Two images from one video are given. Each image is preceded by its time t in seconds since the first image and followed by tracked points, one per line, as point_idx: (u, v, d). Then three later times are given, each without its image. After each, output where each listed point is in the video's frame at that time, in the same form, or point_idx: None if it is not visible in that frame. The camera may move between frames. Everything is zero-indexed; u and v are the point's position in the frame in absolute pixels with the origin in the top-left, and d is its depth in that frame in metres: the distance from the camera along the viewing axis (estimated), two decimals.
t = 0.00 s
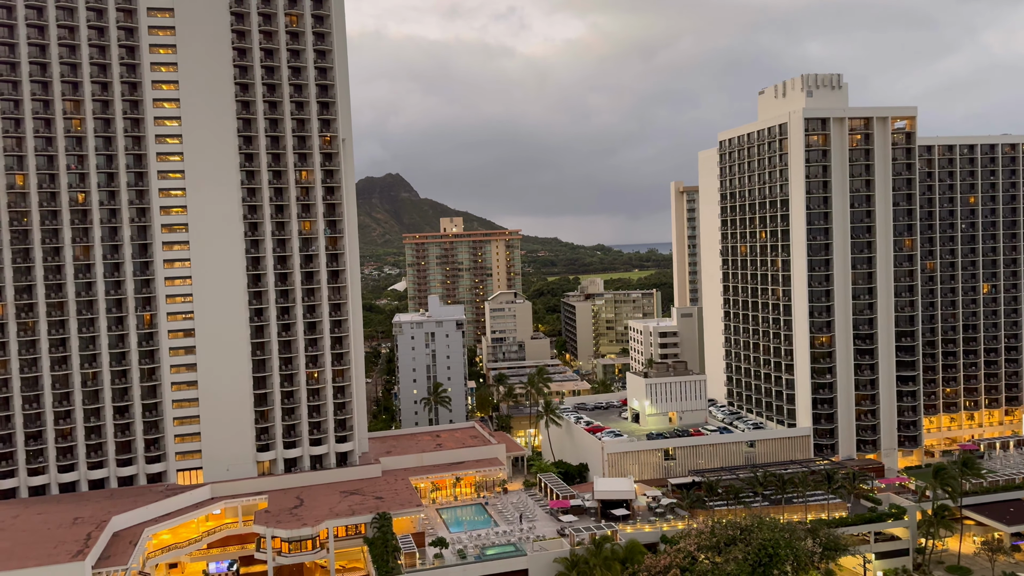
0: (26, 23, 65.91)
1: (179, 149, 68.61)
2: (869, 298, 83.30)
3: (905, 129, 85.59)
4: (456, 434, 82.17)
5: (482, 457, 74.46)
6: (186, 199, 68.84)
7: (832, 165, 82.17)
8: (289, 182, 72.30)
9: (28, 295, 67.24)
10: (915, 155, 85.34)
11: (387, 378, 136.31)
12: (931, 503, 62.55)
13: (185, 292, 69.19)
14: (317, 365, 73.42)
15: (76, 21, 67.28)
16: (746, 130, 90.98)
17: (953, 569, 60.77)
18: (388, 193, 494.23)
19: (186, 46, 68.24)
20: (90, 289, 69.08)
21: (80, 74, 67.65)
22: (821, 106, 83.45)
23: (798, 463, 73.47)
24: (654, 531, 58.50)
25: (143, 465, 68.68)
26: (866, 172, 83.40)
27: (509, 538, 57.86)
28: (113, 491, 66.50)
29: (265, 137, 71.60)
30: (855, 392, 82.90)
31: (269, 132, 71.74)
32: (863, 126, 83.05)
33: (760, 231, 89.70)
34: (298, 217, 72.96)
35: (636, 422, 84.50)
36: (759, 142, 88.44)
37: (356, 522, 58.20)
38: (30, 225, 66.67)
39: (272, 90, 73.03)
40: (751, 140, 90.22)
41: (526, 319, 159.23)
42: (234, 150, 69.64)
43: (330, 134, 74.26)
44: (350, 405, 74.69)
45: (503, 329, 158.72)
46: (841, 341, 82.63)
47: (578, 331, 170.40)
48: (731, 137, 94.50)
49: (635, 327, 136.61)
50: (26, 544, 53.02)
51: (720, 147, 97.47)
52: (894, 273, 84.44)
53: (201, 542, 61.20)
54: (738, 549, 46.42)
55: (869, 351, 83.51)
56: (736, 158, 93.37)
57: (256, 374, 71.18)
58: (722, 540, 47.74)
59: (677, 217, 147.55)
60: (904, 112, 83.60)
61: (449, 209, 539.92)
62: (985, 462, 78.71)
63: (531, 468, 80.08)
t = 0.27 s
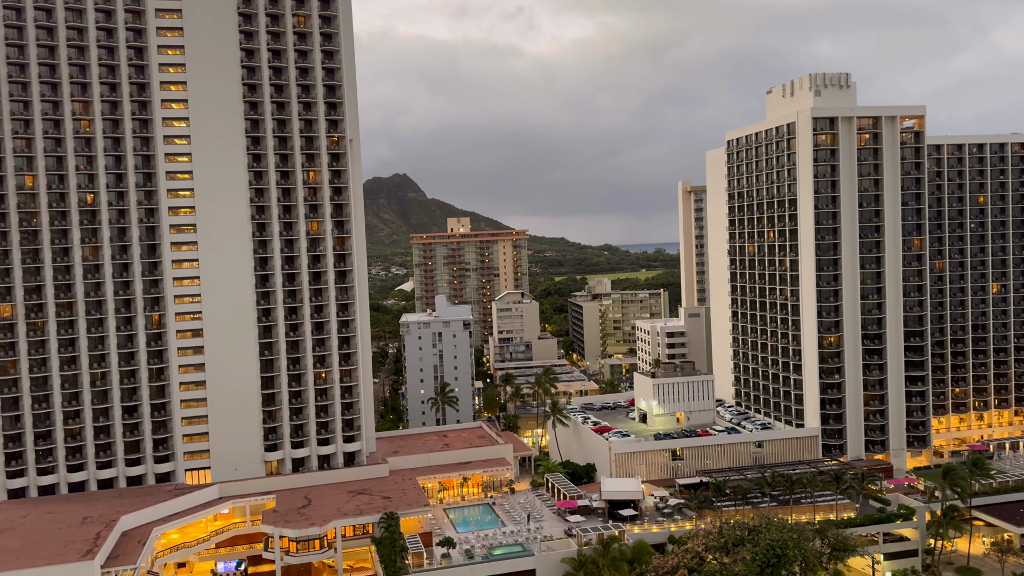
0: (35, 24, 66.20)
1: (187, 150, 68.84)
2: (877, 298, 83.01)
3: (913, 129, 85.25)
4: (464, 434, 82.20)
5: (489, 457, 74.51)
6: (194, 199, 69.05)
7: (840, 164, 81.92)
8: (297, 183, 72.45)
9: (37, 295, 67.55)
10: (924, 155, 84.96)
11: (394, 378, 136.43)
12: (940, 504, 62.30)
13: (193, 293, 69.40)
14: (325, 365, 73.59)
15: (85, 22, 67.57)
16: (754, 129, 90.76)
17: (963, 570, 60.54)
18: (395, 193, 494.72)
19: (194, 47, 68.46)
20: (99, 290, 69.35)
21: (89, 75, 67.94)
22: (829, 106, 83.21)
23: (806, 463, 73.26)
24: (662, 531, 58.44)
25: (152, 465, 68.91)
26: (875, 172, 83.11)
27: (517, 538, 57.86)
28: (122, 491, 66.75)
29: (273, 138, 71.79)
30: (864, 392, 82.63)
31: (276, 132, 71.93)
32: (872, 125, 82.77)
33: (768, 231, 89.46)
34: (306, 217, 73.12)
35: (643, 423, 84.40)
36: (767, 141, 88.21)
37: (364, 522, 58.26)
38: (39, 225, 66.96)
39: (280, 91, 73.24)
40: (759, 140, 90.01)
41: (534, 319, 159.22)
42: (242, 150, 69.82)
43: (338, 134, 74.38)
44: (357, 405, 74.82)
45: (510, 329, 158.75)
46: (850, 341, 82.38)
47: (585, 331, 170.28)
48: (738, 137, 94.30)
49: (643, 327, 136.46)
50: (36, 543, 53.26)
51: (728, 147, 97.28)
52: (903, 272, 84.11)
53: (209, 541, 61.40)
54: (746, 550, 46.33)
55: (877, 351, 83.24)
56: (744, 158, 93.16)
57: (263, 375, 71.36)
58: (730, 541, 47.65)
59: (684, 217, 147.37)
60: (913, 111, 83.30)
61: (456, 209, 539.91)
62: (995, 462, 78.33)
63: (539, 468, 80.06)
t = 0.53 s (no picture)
0: (43, 26, 66.44)
1: (194, 152, 69.03)
2: (885, 299, 82.73)
3: (921, 130, 84.96)
4: (469, 435, 82.22)
5: (495, 458, 74.51)
6: (201, 201, 69.25)
7: (847, 166, 81.71)
8: (303, 184, 72.61)
9: (45, 296, 67.81)
10: (932, 156, 84.66)
11: (401, 379, 136.55)
12: (948, 507, 62.09)
13: (200, 294, 69.59)
14: (331, 366, 73.72)
15: (93, 24, 67.82)
16: (760, 130, 90.60)
17: (971, 573, 60.33)
18: (401, 194, 495.49)
19: (202, 49, 68.66)
20: (107, 291, 69.56)
21: (97, 77, 68.19)
22: (836, 107, 82.98)
23: (813, 465, 73.03)
24: (668, 533, 58.37)
25: (159, 466, 69.11)
26: (882, 173, 82.84)
27: (523, 540, 57.87)
28: (129, 492, 66.95)
29: (280, 139, 71.96)
30: (871, 394, 82.38)
31: (283, 134, 72.11)
32: (879, 127, 82.55)
33: (775, 232, 89.28)
34: (312, 219, 73.27)
35: (649, 424, 84.29)
36: (774, 142, 88.04)
37: (370, 523, 58.35)
38: (47, 227, 67.25)
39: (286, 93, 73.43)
40: (766, 141, 89.76)
41: (539, 321, 159.17)
42: (249, 152, 70.00)
43: (344, 136, 74.50)
44: (363, 406, 74.91)
45: (516, 331, 158.76)
46: (857, 343, 82.15)
47: (591, 332, 170.15)
48: (745, 138, 94.12)
49: (649, 329, 136.31)
50: (43, 543, 53.45)
51: (734, 148, 97.12)
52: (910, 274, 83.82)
53: (216, 542, 61.57)
54: (753, 552, 46.26)
55: (884, 352, 82.98)
56: (751, 159, 92.97)
57: (270, 376, 71.52)
58: (737, 543, 47.56)
59: (691, 218, 147.15)
60: (920, 112, 83.03)
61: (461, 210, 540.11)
62: (1003, 465, 78.04)
63: (545, 470, 80.06)
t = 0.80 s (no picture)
0: (50, 29, 66.76)
1: (201, 154, 69.23)
2: (891, 302, 82.51)
3: (927, 131, 84.72)
4: (474, 437, 82.22)
5: (500, 460, 74.49)
6: (207, 203, 69.43)
7: (853, 168, 81.53)
8: (309, 187, 72.78)
9: (52, 298, 68.08)
10: (938, 158, 84.40)
11: (406, 381, 136.65)
12: (955, 510, 61.83)
13: (206, 295, 69.77)
14: (336, 368, 73.82)
15: (100, 27, 68.12)
16: (766, 132, 90.49)
17: None
18: (406, 197, 496.24)
19: (208, 52, 68.88)
20: (113, 293, 69.80)
21: (103, 80, 68.49)
22: (842, 109, 82.81)
23: (819, 468, 72.80)
24: (674, 536, 58.26)
25: (164, 467, 69.28)
26: (888, 175, 82.63)
27: (528, 542, 57.83)
28: (135, 493, 67.15)
29: (286, 142, 72.15)
30: (877, 397, 82.11)
31: (289, 136, 72.30)
32: (885, 128, 82.35)
33: (781, 234, 89.10)
34: (318, 221, 73.42)
35: (655, 427, 84.16)
36: (779, 144, 87.89)
37: (375, 525, 58.36)
38: (54, 229, 67.50)
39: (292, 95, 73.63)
40: (771, 143, 89.60)
41: (544, 323, 159.11)
42: (255, 154, 70.19)
43: (350, 138, 74.66)
44: (369, 408, 74.99)
45: (521, 333, 158.73)
46: (863, 345, 81.89)
47: (596, 334, 170.03)
48: (751, 140, 93.99)
49: (654, 331, 136.15)
50: (49, 545, 53.62)
51: (739, 150, 96.99)
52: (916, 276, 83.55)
53: (221, 544, 61.69)
54: (758, 555, 46.17)
55: (890, 355, 82.70)
56: (756, 161, 92.82)
57: (275, 377, 71.63)
58: (742, 546, 47.46)
59: (696, 220, 146.94)
60: (926, 114, 82.80)
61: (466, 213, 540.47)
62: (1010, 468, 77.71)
63: (550, 472, 80.00)
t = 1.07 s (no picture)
0: (58, 35, 67.13)
1: (207, 158, 69.48)
2: (898, 305, 82.24)
3: (934, 134, 84.49)
4: (480, 441, 82.20)
5: (506, 464, 74.45)
6: (214, 207, 69.67)
7: (859, 171, 81.29)
8: (315, 191, 72.98)
9: (60, 302, 68.36)
10: (945, 161, 84.23)
11: (411, 385, 136.69)
12: (963, 514, 61.50)
13: (213, 299, 69.98)
14: (342, 372, 73.96)
15: (108, 32, 68.48)
16: (772, 135, 90.35)
17: None
18: (412, 201, 497.04)
19: (215, 57, 69.15)
20: (120, 297, 70.05)
21: (111, 85, 68.82)
22: (848, 112, 82.61)
23: (826, 472, 72.51)
24: (680, 541, 58.08)
25: (171, 471, 69.44)
26: (895, 178, 82.38)
27: (533, 546, 57.76)
28: (141, 497, 67.32)
29: (292, 146, 72.40)
30: (884, 401, 81.79)
31: (295, 140, 72.54)
32: (891, 131, 82.13)
33: (787, 238, 88.87)
34: (324, 225, 73.60)
35: (661, 431, 83.98)
36: (785, 148, 87.74)
37: (381, 529, 58.36)
38: (62, 233, 67.85)
39: (299, 99, 73.89)
40: (778, 146, 89.40)
41: (550, 326, 159.02)
42: (262, 159, 70.43)
43: (356, 142, 74.86)
44: (374, 412, 75.06)
45: (527, 336, 158.64)
46: (870, 349, 81.58)
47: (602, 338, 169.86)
48: (757, 143, 93.83)
49: (660, 334, 135.93)
50: (57, 548, 53.76)
51: (745, 153, 96.82)
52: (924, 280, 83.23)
53: (228, 547, 61.79)
54: (765, 560, 45.91)
55: (898, 359, 82.38)
56: (762, 164, 92.63)
57: (282, 381, 71.79)
58: (749, 550, 47.16)
59: (702, 224, 146.73)
60: (933, 117, 82.56)
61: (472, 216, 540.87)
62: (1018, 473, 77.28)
63: (555, 476, 79.91)
